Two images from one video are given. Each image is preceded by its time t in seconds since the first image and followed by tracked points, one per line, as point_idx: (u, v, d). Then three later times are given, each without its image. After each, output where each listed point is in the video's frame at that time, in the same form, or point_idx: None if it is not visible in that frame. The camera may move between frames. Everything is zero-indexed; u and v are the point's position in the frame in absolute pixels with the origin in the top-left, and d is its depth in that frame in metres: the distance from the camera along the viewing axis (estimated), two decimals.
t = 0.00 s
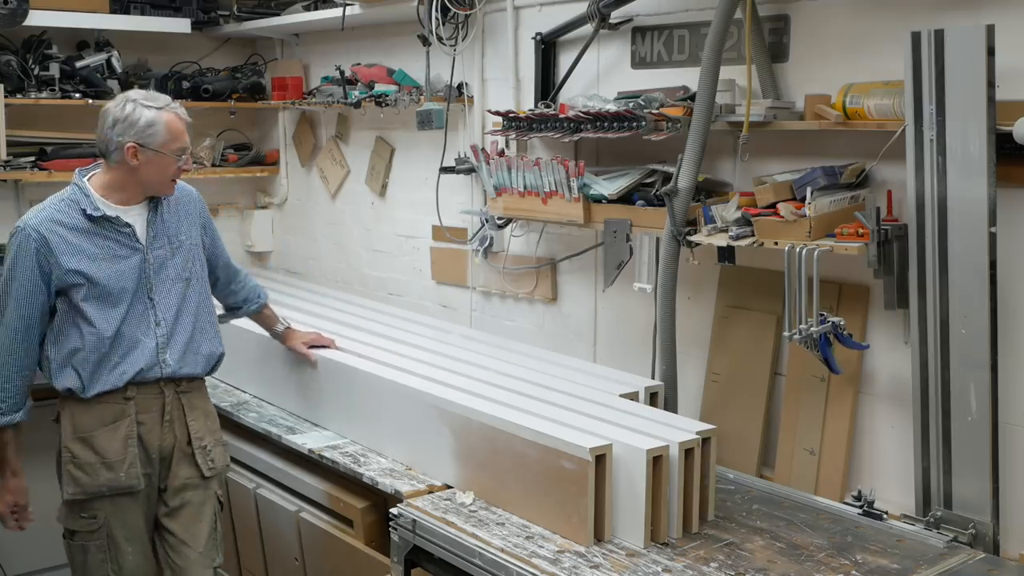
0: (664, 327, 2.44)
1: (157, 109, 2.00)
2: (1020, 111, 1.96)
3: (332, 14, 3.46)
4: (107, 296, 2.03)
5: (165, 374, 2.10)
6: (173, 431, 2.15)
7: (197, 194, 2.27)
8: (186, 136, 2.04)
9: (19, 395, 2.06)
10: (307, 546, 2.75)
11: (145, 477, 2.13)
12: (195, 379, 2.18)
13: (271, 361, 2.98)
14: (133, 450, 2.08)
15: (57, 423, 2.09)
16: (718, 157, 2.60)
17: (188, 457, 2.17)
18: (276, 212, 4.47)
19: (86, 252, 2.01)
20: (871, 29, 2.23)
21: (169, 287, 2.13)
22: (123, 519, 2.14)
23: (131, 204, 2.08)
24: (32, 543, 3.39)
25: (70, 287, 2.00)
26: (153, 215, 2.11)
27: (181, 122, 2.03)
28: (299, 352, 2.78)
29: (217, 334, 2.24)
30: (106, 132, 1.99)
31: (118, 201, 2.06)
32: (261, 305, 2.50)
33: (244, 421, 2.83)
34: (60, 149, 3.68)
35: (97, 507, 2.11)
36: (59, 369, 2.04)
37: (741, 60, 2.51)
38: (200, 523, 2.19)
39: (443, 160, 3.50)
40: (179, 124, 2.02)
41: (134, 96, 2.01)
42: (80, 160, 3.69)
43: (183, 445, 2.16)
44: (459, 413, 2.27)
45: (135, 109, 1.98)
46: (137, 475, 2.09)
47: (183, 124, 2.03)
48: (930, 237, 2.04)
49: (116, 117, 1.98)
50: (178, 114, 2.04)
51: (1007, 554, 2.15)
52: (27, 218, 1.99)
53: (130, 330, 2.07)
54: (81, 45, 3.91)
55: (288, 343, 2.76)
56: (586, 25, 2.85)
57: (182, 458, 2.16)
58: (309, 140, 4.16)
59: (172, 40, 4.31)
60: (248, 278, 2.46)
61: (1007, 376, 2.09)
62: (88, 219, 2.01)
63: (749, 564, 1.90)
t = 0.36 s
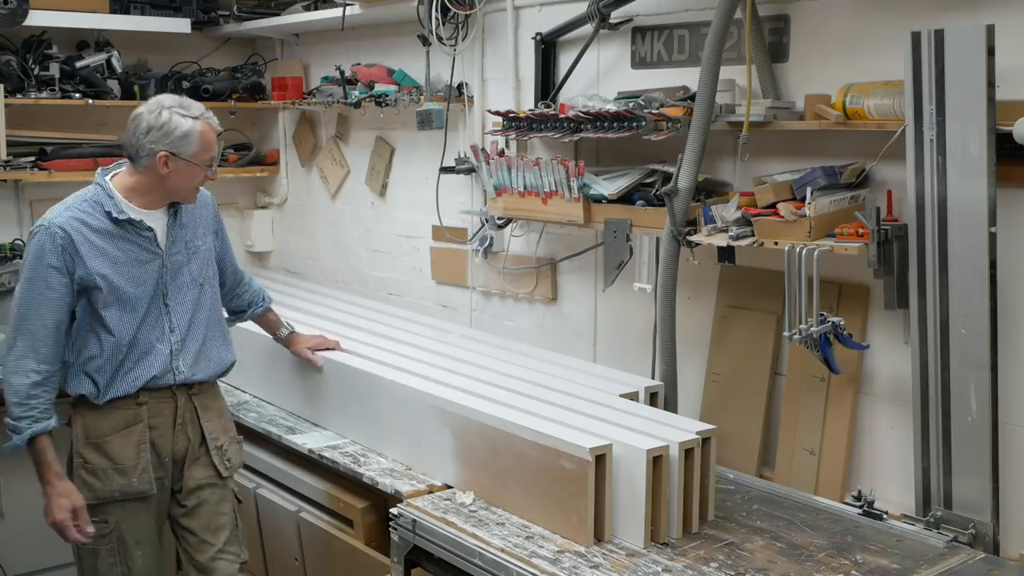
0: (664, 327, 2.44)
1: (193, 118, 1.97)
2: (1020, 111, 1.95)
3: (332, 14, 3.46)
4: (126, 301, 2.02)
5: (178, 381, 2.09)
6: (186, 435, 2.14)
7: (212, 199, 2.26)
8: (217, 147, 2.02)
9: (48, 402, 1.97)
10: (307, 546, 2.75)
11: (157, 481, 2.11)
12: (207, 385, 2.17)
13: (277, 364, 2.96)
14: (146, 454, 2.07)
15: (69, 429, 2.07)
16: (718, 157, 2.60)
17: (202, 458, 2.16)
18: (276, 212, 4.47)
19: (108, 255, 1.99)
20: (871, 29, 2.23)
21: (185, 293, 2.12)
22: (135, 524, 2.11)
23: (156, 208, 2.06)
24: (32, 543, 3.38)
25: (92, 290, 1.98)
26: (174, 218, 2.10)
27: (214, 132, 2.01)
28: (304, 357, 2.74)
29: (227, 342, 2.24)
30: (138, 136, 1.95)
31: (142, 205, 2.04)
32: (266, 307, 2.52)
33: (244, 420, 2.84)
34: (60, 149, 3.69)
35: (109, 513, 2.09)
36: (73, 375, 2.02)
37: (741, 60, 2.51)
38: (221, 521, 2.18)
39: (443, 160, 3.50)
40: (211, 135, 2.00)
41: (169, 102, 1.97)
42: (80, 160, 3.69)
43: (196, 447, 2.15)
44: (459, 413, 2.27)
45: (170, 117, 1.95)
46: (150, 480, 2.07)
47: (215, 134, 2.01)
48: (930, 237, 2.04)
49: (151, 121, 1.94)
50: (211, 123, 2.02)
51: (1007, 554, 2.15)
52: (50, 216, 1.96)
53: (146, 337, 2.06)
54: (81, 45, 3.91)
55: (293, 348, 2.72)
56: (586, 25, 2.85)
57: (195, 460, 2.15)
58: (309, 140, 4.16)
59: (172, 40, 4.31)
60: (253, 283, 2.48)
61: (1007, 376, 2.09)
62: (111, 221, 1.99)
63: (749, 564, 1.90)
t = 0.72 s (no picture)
0: (664, 327, 2.44)
1: (246, 121, 1.94)
2: (1020, 111, 1.95)
3: (332, 14, 3.46)
4: (171, 304, 2.00)
5: (215, 391, 2.08)
6: (223, 445, 2.13)
7: (272, 206, 2.24)
8: (271, 152, 1.98)
9: (107, 403, 1.92)
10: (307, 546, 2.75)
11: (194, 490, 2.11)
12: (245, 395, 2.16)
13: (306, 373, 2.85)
14: (181, 465, 2.06)
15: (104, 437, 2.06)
16: (718, 157, 2.60)
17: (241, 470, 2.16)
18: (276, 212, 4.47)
19: (157, 255, 1.98)
20: (871, 29, 2.23)
21: (230, 301, 2.11)
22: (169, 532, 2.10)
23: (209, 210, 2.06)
24: (31, 544, 3.38)
25: (138, 290, 1.96)
26: (226, 224, 2.09)
27: (268, 137, 1.97)
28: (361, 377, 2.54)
29: (272, 353, 2.22)
30: (191, 137, 1.95)
31: (196, 206, 2.03)
32: (326, 322, 2.49)
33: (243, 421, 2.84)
34: (60, 149, 3.68)
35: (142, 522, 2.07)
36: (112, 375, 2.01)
37: (741, 60, 2.51)
38: (259, 534, 2.20)
39: (443, 160, 3.50)
40: (266, 140, 1.96)
41: (225, 104, 1.95)
42: (79, 161, 3.69)
43: (237, 459, 2.15)
44: (459, 413, 2.27)
45: (223, 118, 1.93)
46: (184, 490, 2.06)
47: (271, 138, 1.98)
48: (930, 237, 2.04)
49: (205, 122, 1.93)
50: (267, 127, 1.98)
51: (1007, 555, 2.15)
52: (101, 211, 1.95)
53: (186, 342, 2.05)
54: (81, 45, 3.91)
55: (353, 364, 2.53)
56: (586, 25, 2.85)
57: (236, 471, 2.15)
58: (309, 141, 4.16)
59: (172, 40, 4.31)
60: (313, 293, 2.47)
61: (1007, 376, 2.09)
62: (162, 221, 1.98)
63: (748, 564, 1.90)
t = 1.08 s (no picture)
0: (664, 327, 2.44)
1: (288, 116, 1.91)
2: (1020, 111, 1.95)
3: (332, 14, 3.46)
4: (210, 298, 2.00)
5: (247, 393, 2.04)
6: (253, 447, 2.08)
7: (341, 212, 2.19)
8: (314, 148, 1.93)
9: (140, 387, 1.97)
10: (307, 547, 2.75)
11: (221, 492, 2.07)
12: (283, 403, 2.11)
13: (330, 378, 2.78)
14: (206, 462, 2.03)
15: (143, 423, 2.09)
16: (718, 157, 2.60)
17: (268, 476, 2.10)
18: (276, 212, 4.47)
19: (198, 247, 1.98)
20: (871, 29, 2.23)
21: (276, 303, 2.07)
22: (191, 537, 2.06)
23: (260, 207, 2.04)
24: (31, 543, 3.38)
25: (176, 280, 1.98)
26: (278, 224, 2.06)
27: (311, 133, 1.92)
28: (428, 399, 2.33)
29: (319, 364, 2.16)
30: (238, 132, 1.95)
31: (247, 203, 2.03)
32: (400, 339, 2.33)
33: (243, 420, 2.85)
34: (60, 149, 3.69)
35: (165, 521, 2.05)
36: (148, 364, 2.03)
37: (741, 60, 2.51)
38: (279, 544, 2.13)
39: (443, 160, 3.50)
40: (308, 135, 1.92)
41: (271, 99, 1.93)
42: (80, 161, 3.70)
43: (265, 463, 2.09)
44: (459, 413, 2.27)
45: (265, 112, 1.91)
46: (206, 490, 2.03)
47: (315, 135, 1.93)
48: (930, 237, 2.04)
49: (248, 117, 1.93)
50: (312, 123, 1.94)
51: (1007, 555, 2.15)
52: (151, 199, 1.99)
53: (222, 338, 2.03)
54: (81, 45, 3.91)
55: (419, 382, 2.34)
56: (586, 25, 2.85)
57: (263, 476, 2.10)
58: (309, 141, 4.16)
59: (172, 40, 4.31)
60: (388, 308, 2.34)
61: (1007, 376, 2.09)
62: (208, 214, 1.99)
63: (749, 564, 1.90)
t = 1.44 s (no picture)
0: (664, 327, 2.44)
1: (297, 104, 1.92)
2: (1020, 111, 1.95)
3: (332, 14, 3.46)
4: (225, 292, 2.01)
5: (263, 392, 2.03)
6: (269, 451, 2.07)
7: (367, 217, 2.17)
8: (324, 135, 1.92)
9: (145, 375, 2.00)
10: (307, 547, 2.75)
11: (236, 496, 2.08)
12: (302, 406, 2.09)
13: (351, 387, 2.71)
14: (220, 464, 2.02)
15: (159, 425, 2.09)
16: (718, 157, 2.60)
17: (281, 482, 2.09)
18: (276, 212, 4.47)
19: (216, 241, 2.00)
20: (871, 29, 2.23)
21: (293, 304, 2.06)
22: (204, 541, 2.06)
23: (281, 205, 2.05)
24: (32, 544, 3.37)
25: (191, 273, 2.00)
26: (299, 223, 2.06)
27: (320, 120, 1.92)
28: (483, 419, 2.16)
29: (339, 371, 2.13)
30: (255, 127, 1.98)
31: (269, 201, 2.04)
32: (449, 355, 2.21)
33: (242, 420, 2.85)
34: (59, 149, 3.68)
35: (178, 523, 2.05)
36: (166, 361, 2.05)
37: (741, 60, 2.51)
38: (287, 555, 2.12)
39: (443, 160, 3.50)
40: (318, 122, 1.92)
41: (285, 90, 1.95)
42: (80, 161, 3.70)
43: (278, 469, 2.08)
44: (459, 413, 2.27)
45: (276, 103, 1.93)
46: (219, 493, 2.02)
47: (322, 121, 1.93)
48: (930, 237, 2.04)
49: (262, 110, 1.96)
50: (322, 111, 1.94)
51: (1007, 555, 2.15)
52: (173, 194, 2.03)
53: (238, 336, 2.03)
54: (81, 45, 3.91)
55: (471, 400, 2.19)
56: (586, 25, 2.85)
57: (276, 482, 2.09)
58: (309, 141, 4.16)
59: (172, 40, 4.31)
60: (428, 319, 2.21)
61: (1007, 376, 2.09)
62: (227, 209, 2.01)
63: (749, 564, 1.90)
